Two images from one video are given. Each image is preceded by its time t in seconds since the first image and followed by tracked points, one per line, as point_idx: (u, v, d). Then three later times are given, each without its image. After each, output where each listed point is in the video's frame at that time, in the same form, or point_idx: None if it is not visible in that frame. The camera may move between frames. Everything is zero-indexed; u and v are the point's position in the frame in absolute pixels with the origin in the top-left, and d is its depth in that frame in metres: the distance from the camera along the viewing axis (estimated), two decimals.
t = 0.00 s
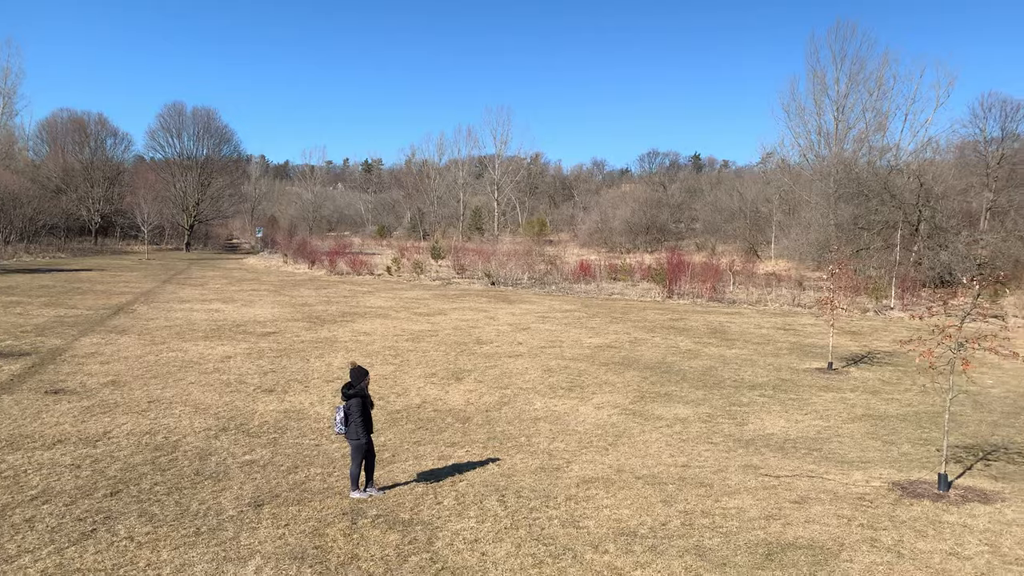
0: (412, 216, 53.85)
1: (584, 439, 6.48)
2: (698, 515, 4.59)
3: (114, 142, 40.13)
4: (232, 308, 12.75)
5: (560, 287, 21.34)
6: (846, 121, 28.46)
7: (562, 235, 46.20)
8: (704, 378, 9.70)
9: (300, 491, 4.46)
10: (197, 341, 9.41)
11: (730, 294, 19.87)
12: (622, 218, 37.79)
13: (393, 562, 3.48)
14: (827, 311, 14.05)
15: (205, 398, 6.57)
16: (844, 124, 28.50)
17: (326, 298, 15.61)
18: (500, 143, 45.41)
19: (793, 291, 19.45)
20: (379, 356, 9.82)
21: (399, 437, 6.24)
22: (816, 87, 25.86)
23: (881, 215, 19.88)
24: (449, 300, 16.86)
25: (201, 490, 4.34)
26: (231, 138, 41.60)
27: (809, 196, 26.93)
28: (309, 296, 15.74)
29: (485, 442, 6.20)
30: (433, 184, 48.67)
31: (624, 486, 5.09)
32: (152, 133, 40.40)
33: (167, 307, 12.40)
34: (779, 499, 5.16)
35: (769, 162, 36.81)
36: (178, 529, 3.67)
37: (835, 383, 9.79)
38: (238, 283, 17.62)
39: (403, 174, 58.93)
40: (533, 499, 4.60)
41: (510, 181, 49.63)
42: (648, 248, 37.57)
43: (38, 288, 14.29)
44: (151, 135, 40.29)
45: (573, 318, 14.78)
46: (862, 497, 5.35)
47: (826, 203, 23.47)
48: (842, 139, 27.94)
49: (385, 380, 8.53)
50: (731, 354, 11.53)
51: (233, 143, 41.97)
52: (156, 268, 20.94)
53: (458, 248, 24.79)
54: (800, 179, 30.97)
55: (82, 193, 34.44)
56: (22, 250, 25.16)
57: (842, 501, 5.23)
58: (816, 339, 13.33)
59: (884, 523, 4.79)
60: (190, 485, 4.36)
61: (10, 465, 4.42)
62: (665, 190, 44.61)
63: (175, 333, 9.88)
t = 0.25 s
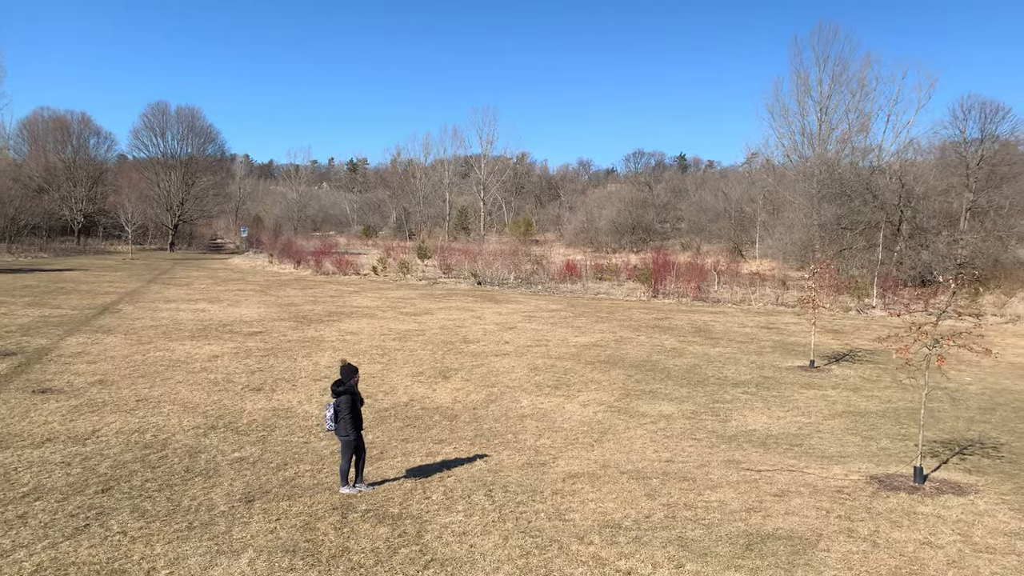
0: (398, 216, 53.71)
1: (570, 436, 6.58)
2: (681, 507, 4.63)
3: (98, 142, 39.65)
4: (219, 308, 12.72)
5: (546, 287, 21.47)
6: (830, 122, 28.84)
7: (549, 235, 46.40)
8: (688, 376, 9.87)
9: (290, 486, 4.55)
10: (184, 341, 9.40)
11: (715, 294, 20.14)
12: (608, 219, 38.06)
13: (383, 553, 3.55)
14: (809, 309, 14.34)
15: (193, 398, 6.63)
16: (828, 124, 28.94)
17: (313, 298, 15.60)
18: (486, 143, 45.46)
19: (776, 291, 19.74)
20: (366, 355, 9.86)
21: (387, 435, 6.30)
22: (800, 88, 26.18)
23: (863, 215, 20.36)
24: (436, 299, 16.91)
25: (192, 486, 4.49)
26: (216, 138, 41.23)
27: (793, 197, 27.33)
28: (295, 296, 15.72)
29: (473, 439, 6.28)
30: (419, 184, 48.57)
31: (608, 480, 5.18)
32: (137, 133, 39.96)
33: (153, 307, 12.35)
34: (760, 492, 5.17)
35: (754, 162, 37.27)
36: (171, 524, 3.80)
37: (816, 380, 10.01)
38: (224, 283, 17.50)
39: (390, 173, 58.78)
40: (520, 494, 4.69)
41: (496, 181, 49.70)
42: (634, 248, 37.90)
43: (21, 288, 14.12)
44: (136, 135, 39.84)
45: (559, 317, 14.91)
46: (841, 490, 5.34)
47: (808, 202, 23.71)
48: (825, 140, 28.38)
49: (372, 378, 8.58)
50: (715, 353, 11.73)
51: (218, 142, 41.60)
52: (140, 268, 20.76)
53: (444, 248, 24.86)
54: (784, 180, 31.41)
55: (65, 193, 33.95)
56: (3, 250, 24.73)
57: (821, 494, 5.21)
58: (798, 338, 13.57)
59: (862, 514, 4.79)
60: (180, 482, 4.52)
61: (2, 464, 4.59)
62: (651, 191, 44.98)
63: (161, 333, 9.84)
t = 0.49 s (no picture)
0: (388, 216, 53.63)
1: (560, 434, 6.70)
2: (668, 503, 4.70)
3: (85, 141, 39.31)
4: (210, 308, 12.72)
5: (536, 287, 21.62)
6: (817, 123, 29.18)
7: (539, 236, 46.56)
8: (675, 375, 10.04)
9: (285, 484, 4.64)
10: (176, 341, 9.42)
11: (703, 294, 20.37)
12: (597, 219, 38.29)
13: (378, 548, 3.65)
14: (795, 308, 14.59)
15: (187, 397, 6.73)
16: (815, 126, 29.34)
17: (303, 298, 15.63)
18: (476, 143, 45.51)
19: (763, 291, 19.99)
20: (357, 355, 9.92)
21: (380, 433, 6.39)
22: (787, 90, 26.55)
23: (849, 216, 20.77)
24: (426, 300, 16.99)
25: (188, 483, 4.58)
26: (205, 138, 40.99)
27: (780, 198, 27.68)
28: (286, 296, 15.74)
29: (464, 437, 6.39)
30: (409, 184, 48.50)
31: (598, 476, 5.29)
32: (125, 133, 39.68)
33: (143, 307, 12.36)
34: (745, 487, 5.20)
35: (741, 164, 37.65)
36: (169, 520, 3.88)
37: (802, 379, 10.21)
38: (213, 283, 17.45)
39: (380, 173, 58.70)
40: (510, 490, 4.81)
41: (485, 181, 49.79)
42: (622, 248, 38.19)
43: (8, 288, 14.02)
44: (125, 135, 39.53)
45: (548, 317, 15.04)
46: (823, 486, 5.34)
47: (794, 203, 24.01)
48: (812, 141, 28.77)
49: (364, 378, 8.65)
50: (702, 352, 11.91)
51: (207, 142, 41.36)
52: (129, 268, 20.62)
53: (434, 248, 24.95)
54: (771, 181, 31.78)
55: (52, 193, 33.63)
56: None
57: (804, 490, 5.20)
58: (784, 337, 13.79)
59: (843, 509, 4.77)
60: (177, 480, 4.60)
61: None
62: (640, 192, 45.28)
63: (152, 333, 9.85)
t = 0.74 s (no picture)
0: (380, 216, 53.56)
1: (551, 432, 6.80)
2: (655, 498, 4.79)
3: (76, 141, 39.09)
4: (202, 309, 12.74)
5: (528, 287, 21.72)
6: (807, 123, 29.43)
7: (531, 236, 46.70)
8: (665, 374, 10.16)
9: (279, 481, 4.71)
10: (169, 341, 9.45)
11: (694, 293, 20.53)
12: (590, 219, 38.46)
13: (370, 542, 3.72)
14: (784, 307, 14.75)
15: (180, 397, 6.81)
16: (805, 127, 29.63)
17: (296, 298, 15.65)
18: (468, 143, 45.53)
19: (753, 290, 20.16)
20: (350, 355, 9.98)
21: (373, 432, 6.46)
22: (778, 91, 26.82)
23: (839, 216, 21.07)
24: (418, 300, 17.06)
25: (183, 480, 4.67)
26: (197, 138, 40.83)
27: (771, 198, 27.92)
28: (278, 296, 15.77)
29: (456, 435, 6.47)
30: (401, 183, 48.46)
31: (587, 473, 5.39)
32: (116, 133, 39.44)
33: (136, 307, 12.38)
34: (731, 483, 5.28)
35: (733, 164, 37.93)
36: (165, 517, 3.97)
37: (790, 377, 10.36)
38: (205, 284, 17.43)
39: (372, 173, 58.65)
40: (501, 487, 4.90)
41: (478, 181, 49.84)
42: (615, 248, 38.37)
43: None
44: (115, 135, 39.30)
45: (540, 317, 15.14)
46: (808, 481, 5.39)
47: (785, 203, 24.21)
48: (803, 142, 29.04)
49: (357, 377, 8.71)
50: (692, 351, 12.04)
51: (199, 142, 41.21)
52: (121, 268, 20.55)
53: (426, 248, 25.01)
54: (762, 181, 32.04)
55: (42, 193, 33.40)
56: None
57: (789, 485, 5.24)
58: (773, 336, 13.95)
59: (826, 503, 4.83)
60: (172, 478, 4.71)
61: None
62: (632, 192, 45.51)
63: (145, 333, 9.88)
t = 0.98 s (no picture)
0: (377, 216, 53.55)
1: (545, 431, 6.88)
2: (647, 496, 4.88)
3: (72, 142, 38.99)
4: (199, 309, 12.78)
5: (524, 287, 21.79)
6: (802, 124, 29.59)
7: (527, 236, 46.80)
8: (659, 374, 10.26)
9: (277, 480, 4.78)
10: (166, 341, 9.49)
11: (689, 293, 20.63)
12: (586, 220, 38.58)
13: (367, 539, 3.80)
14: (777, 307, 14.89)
15: (178, 397, 6.89)
16: (801, 127, 29.80)
17: (293, 299, 15.69)
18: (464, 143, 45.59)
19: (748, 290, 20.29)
20: (346, 355, 10.03)
21: (369, 431, 6.53)
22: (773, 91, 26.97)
23: (834, 216, 21.22)
24: (415, 300, 17.12)
25: (182, 479, 4.74)
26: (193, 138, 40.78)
27: (766, 198, 28.05)
28: (275, 296, 15.82)
29: (451, 434, 6.55)
30: (397, 183, 48.46)
31: (580, 471, 5.47)
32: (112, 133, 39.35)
33: (133, 308, 12.42)
34: (722, 481, 5.36)
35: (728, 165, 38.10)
36: (164, 515, 4.05)
37: (783, 377, 10.46)
38: (202, 284, 17.45)
39: (369, 173, 58.67)
40: (496, 485, 4.98)
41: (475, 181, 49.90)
42: (611, 248, 38.50)
43: None
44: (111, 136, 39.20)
45: (536, 317, 15.22)
46: (797, 479, 5.46)
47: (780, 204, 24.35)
48: (798, 142, 29.21)
49: (353, 377, 8.78)
50: (686, 351, 12.13)
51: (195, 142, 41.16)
52: (118, 269, 20.54)
53: (423, 248, 25.08)
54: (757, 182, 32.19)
55: (38, 194, 33.32)
56: None
57: (778, 483, 5.32)
58: (767, 336, 14.06)
59: (815, 501, 4.89)
60: (171, 476, 4.78)
61: None
62: (628, 192, 45.64)
63: (143, 334, 9.93)
